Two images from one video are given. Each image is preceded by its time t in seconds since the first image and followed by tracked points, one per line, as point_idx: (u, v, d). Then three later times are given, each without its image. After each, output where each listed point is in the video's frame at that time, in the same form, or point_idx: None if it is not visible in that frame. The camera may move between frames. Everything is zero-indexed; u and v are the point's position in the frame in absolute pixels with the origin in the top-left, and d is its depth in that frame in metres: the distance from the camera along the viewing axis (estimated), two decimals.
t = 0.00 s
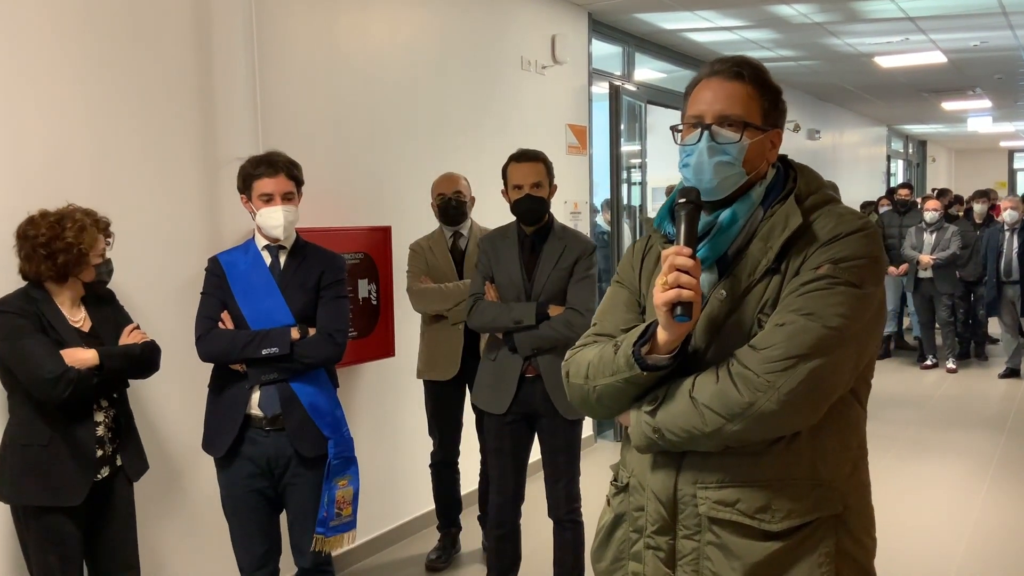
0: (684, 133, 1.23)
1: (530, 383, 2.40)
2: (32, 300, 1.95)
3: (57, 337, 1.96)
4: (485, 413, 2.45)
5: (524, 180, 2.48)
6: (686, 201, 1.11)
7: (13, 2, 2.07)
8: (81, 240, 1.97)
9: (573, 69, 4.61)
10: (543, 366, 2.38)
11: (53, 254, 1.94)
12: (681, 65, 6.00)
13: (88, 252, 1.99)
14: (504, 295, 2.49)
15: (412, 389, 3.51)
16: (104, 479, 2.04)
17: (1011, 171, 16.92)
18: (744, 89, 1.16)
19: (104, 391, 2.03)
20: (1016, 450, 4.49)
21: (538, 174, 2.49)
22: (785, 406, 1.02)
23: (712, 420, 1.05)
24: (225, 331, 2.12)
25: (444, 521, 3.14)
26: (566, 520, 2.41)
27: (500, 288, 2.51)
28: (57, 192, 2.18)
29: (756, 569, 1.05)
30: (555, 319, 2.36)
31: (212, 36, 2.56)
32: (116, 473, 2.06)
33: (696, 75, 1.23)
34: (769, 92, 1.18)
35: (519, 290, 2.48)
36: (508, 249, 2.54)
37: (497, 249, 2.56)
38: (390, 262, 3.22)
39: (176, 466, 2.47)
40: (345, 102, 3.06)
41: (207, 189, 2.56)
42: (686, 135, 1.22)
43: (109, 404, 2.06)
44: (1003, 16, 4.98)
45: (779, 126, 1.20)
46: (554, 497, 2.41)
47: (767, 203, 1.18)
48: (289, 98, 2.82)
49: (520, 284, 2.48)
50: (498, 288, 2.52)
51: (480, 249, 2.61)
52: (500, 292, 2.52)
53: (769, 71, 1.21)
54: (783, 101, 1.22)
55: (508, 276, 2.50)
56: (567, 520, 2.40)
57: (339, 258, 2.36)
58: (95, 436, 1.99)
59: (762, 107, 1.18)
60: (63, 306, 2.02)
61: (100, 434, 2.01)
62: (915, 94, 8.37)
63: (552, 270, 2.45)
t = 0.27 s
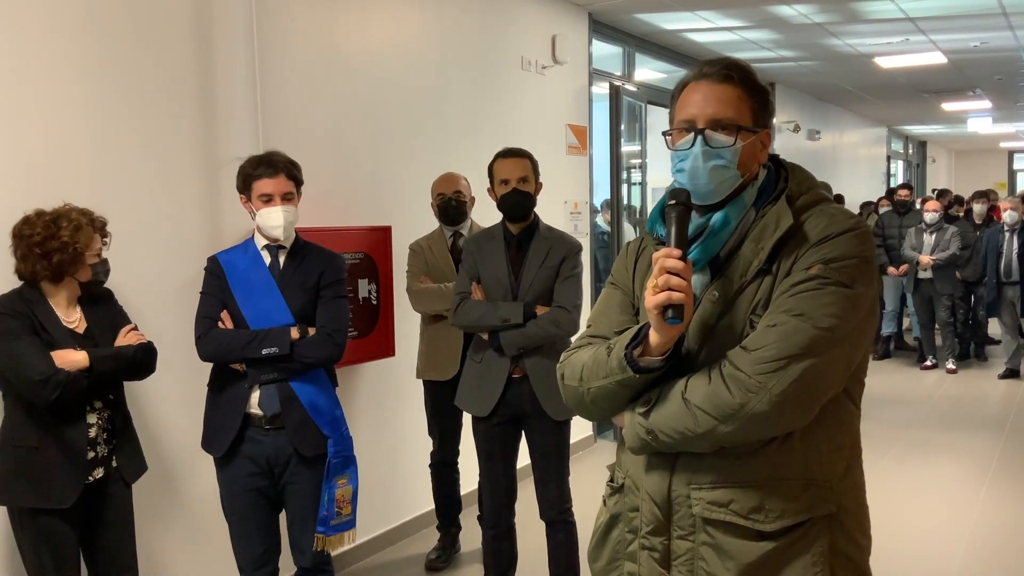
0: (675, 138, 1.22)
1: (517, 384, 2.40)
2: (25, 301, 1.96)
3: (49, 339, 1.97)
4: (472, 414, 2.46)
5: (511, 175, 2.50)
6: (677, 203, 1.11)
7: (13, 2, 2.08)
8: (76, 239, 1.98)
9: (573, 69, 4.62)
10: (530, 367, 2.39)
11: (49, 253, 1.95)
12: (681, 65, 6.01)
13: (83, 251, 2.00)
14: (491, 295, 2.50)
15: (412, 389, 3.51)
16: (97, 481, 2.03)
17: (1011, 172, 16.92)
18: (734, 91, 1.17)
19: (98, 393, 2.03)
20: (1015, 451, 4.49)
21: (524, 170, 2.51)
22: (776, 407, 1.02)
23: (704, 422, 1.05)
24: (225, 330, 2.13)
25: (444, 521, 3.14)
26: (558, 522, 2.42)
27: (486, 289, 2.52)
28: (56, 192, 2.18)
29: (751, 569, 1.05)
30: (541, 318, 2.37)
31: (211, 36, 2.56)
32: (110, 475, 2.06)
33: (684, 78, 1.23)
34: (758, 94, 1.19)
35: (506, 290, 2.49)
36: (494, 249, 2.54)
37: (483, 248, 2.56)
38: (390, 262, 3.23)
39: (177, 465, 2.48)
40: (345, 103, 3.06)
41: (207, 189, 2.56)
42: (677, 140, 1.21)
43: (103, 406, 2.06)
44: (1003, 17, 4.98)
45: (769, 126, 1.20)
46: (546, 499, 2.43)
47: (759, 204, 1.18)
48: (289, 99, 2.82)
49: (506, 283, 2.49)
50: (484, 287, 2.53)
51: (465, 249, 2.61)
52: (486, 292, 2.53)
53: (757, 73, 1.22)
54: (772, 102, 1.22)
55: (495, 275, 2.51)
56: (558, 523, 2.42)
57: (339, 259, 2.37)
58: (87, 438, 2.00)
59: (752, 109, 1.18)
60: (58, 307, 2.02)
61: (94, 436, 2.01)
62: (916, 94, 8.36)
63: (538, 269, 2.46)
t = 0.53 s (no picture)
0: (667, 138, 1.22)
1: (504, 384, 2.42)
2: (20, 301, 1.96)
3: (44, 339, 1.97)
4: (460, 415, 2.47)
5: (495, 170, 2.54)
6: (667, 203, 1.11)
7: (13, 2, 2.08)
8: (74, 237, 1.99)
9: (574, 68, 4.62)
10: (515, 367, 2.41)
11: (45, 251, 1.96)
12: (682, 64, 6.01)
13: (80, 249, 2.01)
14: (473, 297, 2.50)
15: (412, 388, 3.52)
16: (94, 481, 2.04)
17: (1012, 172, 16.91)
18: (726, 90, 1.17)
19: (93, 393, 2.03)
20: (1015, 451, 4.48)
21: (508, 166, 2.56)
22: (767, 408, 1.03)
23: (696, 423, 1.06)
24: (225, 329, 2.13)
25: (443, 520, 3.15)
26: (551, 523, 2.43)
27: (468, 291, 2.52)
28: (56, 191, 2.19)
29: (743, 568, 1.06)
30: (524, 318, 2.38)
31: (211, 35, 2.57)
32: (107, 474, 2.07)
33: (674, 77, 1.23)
34: (750, 92, 1.19)
35: (489, 289, 2.50)
36: (477, 250, 2.53)
37: (465, 250, 2.55)
38: (390, 261, 3.24)
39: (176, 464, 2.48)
40: (345, 102, 3.06)
41: (207, 189, 2.57)
42: (670, 139, 1.21)
43: (99, 405, 2.06)
44: (1004, 16, 4.97)
45: (760, 124, 1.21)
46: (538, 500, 2.43)
47: (749, 204, 1.19)
48: (289, 98, 2.83)
49: (489, 282, 2.50)
50: (467, 289, 2.52)
51: (446, 250, 2.59)
52: (469, 295, 2.52)
53: (747, 71, 1.23)
54: (762, 100, 1.23)
55: (479, 275, 2.51)
56: (551, 524, 2.42)
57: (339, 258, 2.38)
58: (83, 438, 2.00)
59: (744, 107, 1.19)
60: (53, 306, 2.02)
61: (90, 435, 2.02)
62: (917, 94, 8.36)
63: (521, 267, 2.48)
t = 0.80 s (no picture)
0: (660, 136, 1.23)
1: (499, 383, 2.44)
2: (19, 300, 1.98)
3: (43, 337, 1.99)
4: (455, 412, 2.48)
5: (488, 167, 2.55)
6: (659, 202, 1.12)
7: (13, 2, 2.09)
8: (68, 234, 2.00)
9: (574, 66, 4.62)
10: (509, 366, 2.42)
11: (40, 248, 1.97)
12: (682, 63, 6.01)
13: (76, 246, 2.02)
14: (466, 296, 2.51)
15: (413, 386, 3.53)
16: (96, 477, 2.06)
17: (1013, 170, 16.90)
18: (719, 88, 1.18)
19: (93, 390, 2.04)
20: (1014, 450, 4.48)
21: (500, 164, 2.57)
22: (756, 406, 1.04)
23: (687, 421, 1.07)
24: (225, 327, 2.15)
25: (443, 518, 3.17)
26: (547, 522, 2.44)
27: (462, 289, 2.53)
28: (57, 189, 2.21)
29: (733, 565, 1.07)
30: (517, 318, 2.38)
31: (212, 34, 2.58)
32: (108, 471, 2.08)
33: (666, 76, 1.24)
34: (742, 90, 1.20)
35: (481, 288, 2.50)
36: (469, 250, 2.54)
37: (459, 248, 2.56)
38: (391, 259, 3.25)
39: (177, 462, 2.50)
40: (345, 101, 3.07)
41: (208, 188, 2.58)
42: (662, 137, 1.22)
43: (100, 402, 2.07)
44: (1004, 15, 4.97)
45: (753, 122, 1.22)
46: (535, 499, 2.44)
47: (741, 203, 1.20)
48: (289, 97, 2.84)
49: (483, 281, 2.51)
50: (460, 287, 2.53)
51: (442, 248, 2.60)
52: (461, 293, 2.53)
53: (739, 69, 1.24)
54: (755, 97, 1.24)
55: (472, 274, 2.52)
56: (547, 522, 2.43)
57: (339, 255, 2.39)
58: (85, 435, 2.02)
59: (736, 105, 1.20)
60: (51, 304, 2.04)
61: (91, 432, 2.03)
62: (918, 92, 8.36)
63: (513, 264, 2.49)
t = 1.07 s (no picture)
0: (652, 133, 1.23)
1: (499, 378, 2.44)
2: (19, 298, 1.99)
3: (45, 334, 1.99)
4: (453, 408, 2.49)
5: (490, 168, 2.52)
6: (651, 199, 1.12)
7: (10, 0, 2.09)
8: (65, 232, 2.00)
9: (574, 64, 4.62)
10: (509, 359, 2.44)
11: (38, 246, 1.98)
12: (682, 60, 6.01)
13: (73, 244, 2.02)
14: (469, 287, 2.53)
15: (412, 384, 3.54)
16: (100, 474, 2.07)
17: (1013, 168, 16.89)
18: (711, 87, 1.18)
19: (96, 386, 2.06)
20: (1014, 448, 4.49)
21: (504, 164, 2.54)
22: (746, 401, 1.04)
23: (678, 416, 1.07)
24: (223, 325, 2.15)
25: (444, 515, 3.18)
26: (549, 519, 2.45)
27: (465, 280, 2.55)
28: (57, 188, 2.21)
29: (725, 559, 1.07)
30: (520, 308, 2.40)
31: (211, 32, 2.58)
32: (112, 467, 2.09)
33: (657, 74, 1.24)
34: (733, 88, 1.21)
35: (483, 280, 2.52)
36: (473, 243, 2.56)
37: (462, 243, 2.58)
38: (390, 257, 3.25)
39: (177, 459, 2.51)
40: (344, 99, 3.08)
41: (207, 186, 2.59)
42: (655, 135, 1.22)
43: (102, 398, 2.09)
44: (1004, 12, 4.96)
45: (743, 120, 1.23)
46: (535, 496, 2.46)
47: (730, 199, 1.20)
48: (288, 95, 2.84)
49: (485, 275, 2.52)
50: (463, 279, 2.56)
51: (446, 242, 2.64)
52: (465, 284, 2.56)
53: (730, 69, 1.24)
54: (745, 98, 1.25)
55: (474, 267, 2.54)
56: (549, 521, 2.45)
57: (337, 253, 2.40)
58: (88, 431, 2.03)
59: (728, 103, 1.20)
60: (51, 302, 2.05)
61: (95, 429, 2.04)
62: (917, 89, 8.35)
63: (517, 260, 2.49)
